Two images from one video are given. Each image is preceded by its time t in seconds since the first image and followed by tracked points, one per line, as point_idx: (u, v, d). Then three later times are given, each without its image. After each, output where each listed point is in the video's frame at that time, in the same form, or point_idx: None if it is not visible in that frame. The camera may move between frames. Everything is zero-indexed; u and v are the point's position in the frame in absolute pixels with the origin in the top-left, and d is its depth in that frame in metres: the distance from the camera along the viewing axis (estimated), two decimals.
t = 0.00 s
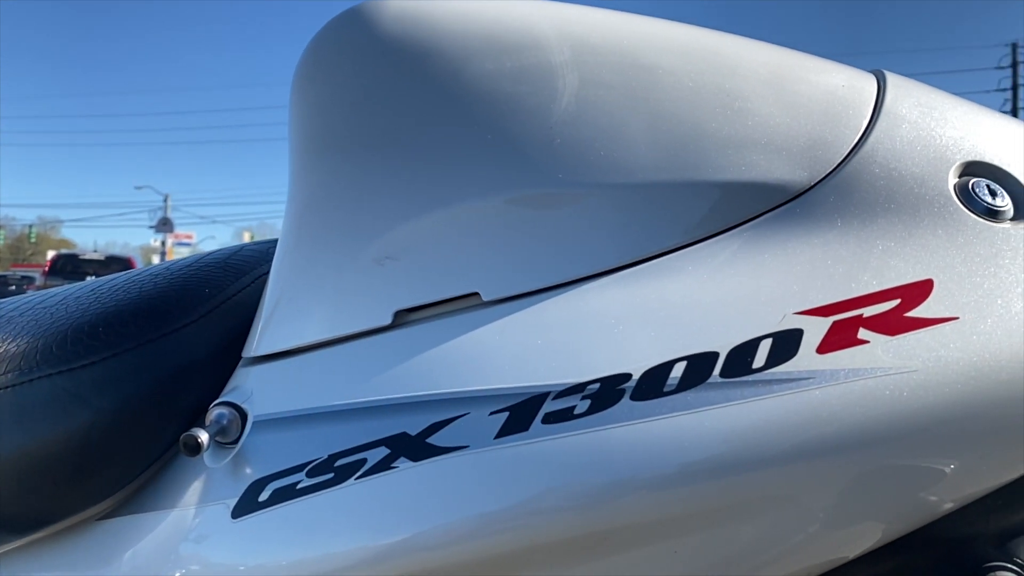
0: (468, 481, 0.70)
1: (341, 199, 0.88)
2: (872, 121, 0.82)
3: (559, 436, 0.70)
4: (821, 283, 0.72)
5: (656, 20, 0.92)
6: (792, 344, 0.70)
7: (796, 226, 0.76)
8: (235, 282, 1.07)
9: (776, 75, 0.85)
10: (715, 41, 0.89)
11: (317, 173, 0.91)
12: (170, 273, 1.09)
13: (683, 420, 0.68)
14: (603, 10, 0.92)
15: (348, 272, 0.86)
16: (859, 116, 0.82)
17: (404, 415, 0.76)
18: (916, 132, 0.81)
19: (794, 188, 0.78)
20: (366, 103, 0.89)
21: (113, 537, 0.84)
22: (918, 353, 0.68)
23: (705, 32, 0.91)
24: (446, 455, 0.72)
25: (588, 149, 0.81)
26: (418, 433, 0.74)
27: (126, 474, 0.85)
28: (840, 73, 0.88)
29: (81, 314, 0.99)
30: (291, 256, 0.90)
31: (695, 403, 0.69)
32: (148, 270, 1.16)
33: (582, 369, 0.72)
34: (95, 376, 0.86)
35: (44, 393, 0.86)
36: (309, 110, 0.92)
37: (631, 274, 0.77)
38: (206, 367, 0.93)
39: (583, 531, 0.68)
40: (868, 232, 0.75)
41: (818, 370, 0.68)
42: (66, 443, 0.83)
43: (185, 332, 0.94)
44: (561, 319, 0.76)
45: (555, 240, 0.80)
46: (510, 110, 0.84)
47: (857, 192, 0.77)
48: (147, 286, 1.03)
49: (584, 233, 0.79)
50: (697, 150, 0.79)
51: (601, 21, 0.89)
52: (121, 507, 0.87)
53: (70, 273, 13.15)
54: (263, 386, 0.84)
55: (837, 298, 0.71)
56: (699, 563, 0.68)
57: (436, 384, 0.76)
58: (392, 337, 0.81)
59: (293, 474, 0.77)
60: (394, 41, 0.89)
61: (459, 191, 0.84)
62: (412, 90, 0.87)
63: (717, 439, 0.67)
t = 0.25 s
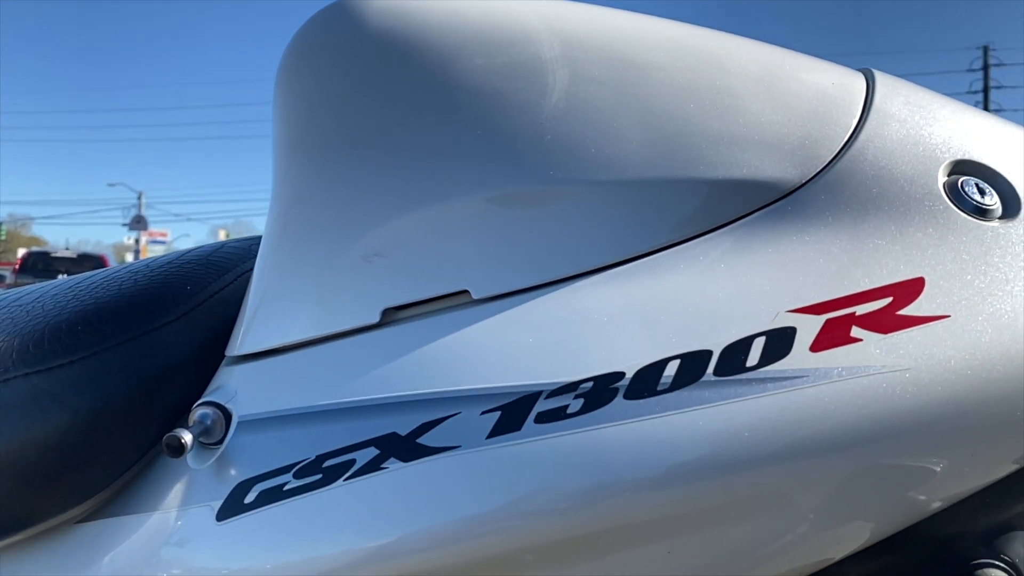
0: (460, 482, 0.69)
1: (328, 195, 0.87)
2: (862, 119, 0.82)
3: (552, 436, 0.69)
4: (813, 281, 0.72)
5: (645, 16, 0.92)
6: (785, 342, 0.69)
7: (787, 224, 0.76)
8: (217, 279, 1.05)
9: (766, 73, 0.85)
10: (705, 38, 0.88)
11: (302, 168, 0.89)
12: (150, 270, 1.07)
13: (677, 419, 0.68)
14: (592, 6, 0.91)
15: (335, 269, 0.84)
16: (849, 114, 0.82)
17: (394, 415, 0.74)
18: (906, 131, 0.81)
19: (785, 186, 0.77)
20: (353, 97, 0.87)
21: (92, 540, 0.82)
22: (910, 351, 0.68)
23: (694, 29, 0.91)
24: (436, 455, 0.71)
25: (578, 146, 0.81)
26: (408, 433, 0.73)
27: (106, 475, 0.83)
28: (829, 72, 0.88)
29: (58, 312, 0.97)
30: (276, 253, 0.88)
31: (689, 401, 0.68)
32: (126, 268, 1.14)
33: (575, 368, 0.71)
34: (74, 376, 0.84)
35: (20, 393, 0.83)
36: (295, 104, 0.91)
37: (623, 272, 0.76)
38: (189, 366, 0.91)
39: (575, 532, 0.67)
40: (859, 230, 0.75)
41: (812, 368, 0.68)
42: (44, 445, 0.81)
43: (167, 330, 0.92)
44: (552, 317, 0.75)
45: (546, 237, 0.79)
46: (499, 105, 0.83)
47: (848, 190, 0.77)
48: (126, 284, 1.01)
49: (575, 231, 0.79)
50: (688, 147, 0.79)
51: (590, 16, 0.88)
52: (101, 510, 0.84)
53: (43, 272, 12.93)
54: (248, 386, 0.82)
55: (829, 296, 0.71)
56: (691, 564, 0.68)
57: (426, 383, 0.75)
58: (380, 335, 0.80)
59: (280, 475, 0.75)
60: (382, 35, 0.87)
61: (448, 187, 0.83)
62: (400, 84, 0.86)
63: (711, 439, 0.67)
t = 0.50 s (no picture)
0: (451, 482, 0.69)
1: (314, 191, 0.86)
2: (850, 117, 0.82)
3: (545, 435, 0.68)
4: (804, 279, 0.72)
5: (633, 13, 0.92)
6: (778, 340, 0.69)
7: (778, 222, 0.76)
8: (199, 276, 1.03)
9: (755, 71, 0.85)
10: (694, 35, 0.88)
11: (288, 164, 0.88)
12: (129, 267, 1.04)
13: (671, 417, 0.67)
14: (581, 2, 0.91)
15: (322, 266, 0.83)
16: (837, 112, 0.83)
17: (383, 414, 0.73)
18: (894, 129, 0.82)
19: (776, 184, 0.77)
20: (339, 92, 0.86)
21: (71, 544, 0.80)
22: (902, 349, 0.68)
23: (683, 27, 0.91)
24: (427, 455, 0.70)
25: (568, 142, 0.80)
26: (398, 433, 0.72)
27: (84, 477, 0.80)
28: (817, 71, 0.88)
29: (34, 310, 0.94)
30: (261, 250, 0.87)
31: (683, 400, 0.68)
32: (104, 264, 1.11)
33: (567, 366, 0.71)
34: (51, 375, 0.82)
35: None
36: (280, 98, 0.89)
37: (615, 269, 0.76)
38: (170, 365, 0.89)
39: (568, 532, 0.66)
40: (850, 228, 0.75)
41: (805, 366, 0.68)
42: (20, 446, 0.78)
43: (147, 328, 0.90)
44: (544, 314, 0.74)
45: (537, 234, 0.78)
46: (489, 100, 0.82)
47: (838, 188, 0.77)
48: (105, 281, 0.99)
49: (566, 228, 0.78)
50: (679, 144, 0.79)
51: (579, 13, 0.88)
52: (79, 512, 0.82)
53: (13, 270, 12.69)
54: (233, 385, 0.80)
55: (821, 294, 0.71)
56: (684, 564, 0.68)
57: (416, 382, 0.74)
58: (369, 333, 0.79)
59: (267, 476, 0.74)
60: (369, 28, 0.86)
61: (437, 183, 0.82)
62: (388, 78, 0.85)
63: (705, 437, 0.66)
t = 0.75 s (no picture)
0: (442, 483, 0.68)
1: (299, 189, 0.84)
2: (834, 119, 0.83)
3: (536, 436, 0.68)
4: (792, 280, 0.72)
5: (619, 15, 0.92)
6: (767, 340, 0.70)
7: (765, 223, 0.76)
8: (178, 276, 1.01)
9: (740, 73, 0.85)
10: (679, 37, 0.88)
11: (272, 162, 0.86)
12: (106, 267, 1.02)
13: (662, 417, 0.67)
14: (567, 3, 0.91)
15: (307, 265, 0.82)
16: (822, 114, 0.83)
17: (371, 415, 0.72)
18: (877, 132, 0.83)
19: (762, 185, 0.78)
20: (324, 89, 0.85)
21: (48, 550, 0.78)
22: (888, 349, 0.69)
23: (669, 28, 0.91)
24: (417, 457, 0.69)
25: (556, 142, 0.80)
26: (387, 434, 0.71)
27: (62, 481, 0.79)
28: (800, 73, 0.89)
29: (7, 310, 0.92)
30: (245, 249, 0.85)
31: (673, 400, 0.68)
32: (79, 264, 1.09)
33: (558, 366, 0.71)
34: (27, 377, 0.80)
35: None
36: (263, 96, 0.88)
37: (604, 269, 0.76)
38: (149, 366, 0.87)
39: (558, 535, 0.66)
40: (835, 230, 0.75)
41: (793, 366, 0.68)
42: None
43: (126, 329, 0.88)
44: (534, 315, 0.74)
45: (525, 234, 0.78)
46: (476, 100, 0.82)
47: (823, 189, 0.77)
48: (81, 280, 0.97)
49: (555, 228, 0.78)
50: (666, 144, 0.79)
51: (566, 13, 0.87)
52: (56, 518, 0.80)
53: None
54: (217, 386, 0.79)
55: (808, 294, 0.71)
56: (675, 564, 0.68)
57: (405, 383, 0.73)
58: (356, 333, 0.78)
59: (253, 479, 0.73)
60: (354, 26, 0.85)
61: (424, 182, 0.81)
62: (373, 76, 0.84)
63: (696, 437, 0.66)
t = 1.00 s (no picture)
0: (432, 485, 0.67)
1: (283, 188, 0.83)
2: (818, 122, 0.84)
3: (528, 436, 0.68)
4: (779, 281, 0.73)
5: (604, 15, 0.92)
6: (755, 341, 0.70)
7: (752, 224, 0.77)
8: (157, 275, 0.99)
9: (725, 74, 0.85)
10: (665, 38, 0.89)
11: (255, 160, 0.85)
12: (82, 265, 1.00)
13: (653, 417, 0.68)
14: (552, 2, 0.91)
15: (292, 265, 0.81)
16: (806, 117, 0.84)
17: (360, 417, 0.72)
18: (859, 134, 0.84)
19: (748, 186, 0.78)
20: (308, 86, 0.84)
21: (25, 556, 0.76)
22: (874, 349, 0.70)
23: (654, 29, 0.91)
24: (407, 458, 0.69)
25: (543, 142, 0.79)
26: (376, 436, 0.70)
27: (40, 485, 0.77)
28: (783, 76, 0.89)
29: None
30: (228, 248, 0.84)
31: (664, 400, 0.68)
32: (53, 262, 1.06)
33: (548, 367, 0.70)
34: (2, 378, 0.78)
35: None
36: (245, 93, 0.87)
37: (594, 270, 0.75)
38: (129, 366, 0.85)
39: (550, 536, 0.66)
40: (820, 231, 0.76)
41: (782, 366, 0.69)
42: None
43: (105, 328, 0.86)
44: (523, 315, 0.74)
45: (514, 234, 0.77)
46: (462, 99, 0.81)
47: (809, 191, 0.78)
48: (56, 279, 0.94)
49: (543, 228, 0.77)
50: (654, 145, 0.79)
51: (551, 13, 0.87)
52: (33, 523, 0.78)
53: None
54: (201, 388, 0.78)
55: (795, 295, 0.72)
56: (666, 564, 0.68)
57: (393, 384, 0.72)
58: (343, 334, 0.77)
59: (239, 482, 0.71)
60: (339, 22, 0.84)
61: (411, 181, 0.80)
62: (359, 74, 0.83)
63: (688, 437, 0.67)
